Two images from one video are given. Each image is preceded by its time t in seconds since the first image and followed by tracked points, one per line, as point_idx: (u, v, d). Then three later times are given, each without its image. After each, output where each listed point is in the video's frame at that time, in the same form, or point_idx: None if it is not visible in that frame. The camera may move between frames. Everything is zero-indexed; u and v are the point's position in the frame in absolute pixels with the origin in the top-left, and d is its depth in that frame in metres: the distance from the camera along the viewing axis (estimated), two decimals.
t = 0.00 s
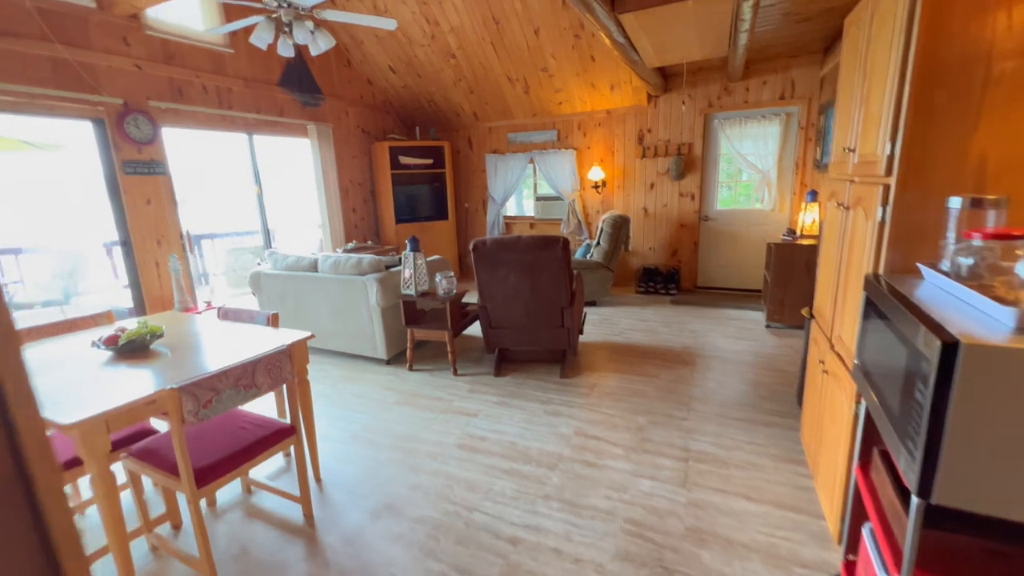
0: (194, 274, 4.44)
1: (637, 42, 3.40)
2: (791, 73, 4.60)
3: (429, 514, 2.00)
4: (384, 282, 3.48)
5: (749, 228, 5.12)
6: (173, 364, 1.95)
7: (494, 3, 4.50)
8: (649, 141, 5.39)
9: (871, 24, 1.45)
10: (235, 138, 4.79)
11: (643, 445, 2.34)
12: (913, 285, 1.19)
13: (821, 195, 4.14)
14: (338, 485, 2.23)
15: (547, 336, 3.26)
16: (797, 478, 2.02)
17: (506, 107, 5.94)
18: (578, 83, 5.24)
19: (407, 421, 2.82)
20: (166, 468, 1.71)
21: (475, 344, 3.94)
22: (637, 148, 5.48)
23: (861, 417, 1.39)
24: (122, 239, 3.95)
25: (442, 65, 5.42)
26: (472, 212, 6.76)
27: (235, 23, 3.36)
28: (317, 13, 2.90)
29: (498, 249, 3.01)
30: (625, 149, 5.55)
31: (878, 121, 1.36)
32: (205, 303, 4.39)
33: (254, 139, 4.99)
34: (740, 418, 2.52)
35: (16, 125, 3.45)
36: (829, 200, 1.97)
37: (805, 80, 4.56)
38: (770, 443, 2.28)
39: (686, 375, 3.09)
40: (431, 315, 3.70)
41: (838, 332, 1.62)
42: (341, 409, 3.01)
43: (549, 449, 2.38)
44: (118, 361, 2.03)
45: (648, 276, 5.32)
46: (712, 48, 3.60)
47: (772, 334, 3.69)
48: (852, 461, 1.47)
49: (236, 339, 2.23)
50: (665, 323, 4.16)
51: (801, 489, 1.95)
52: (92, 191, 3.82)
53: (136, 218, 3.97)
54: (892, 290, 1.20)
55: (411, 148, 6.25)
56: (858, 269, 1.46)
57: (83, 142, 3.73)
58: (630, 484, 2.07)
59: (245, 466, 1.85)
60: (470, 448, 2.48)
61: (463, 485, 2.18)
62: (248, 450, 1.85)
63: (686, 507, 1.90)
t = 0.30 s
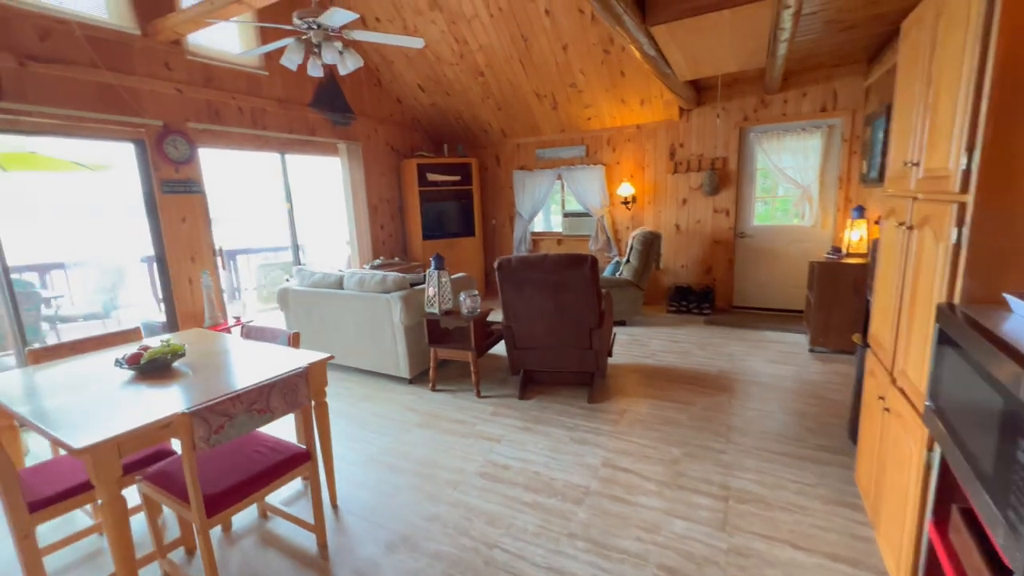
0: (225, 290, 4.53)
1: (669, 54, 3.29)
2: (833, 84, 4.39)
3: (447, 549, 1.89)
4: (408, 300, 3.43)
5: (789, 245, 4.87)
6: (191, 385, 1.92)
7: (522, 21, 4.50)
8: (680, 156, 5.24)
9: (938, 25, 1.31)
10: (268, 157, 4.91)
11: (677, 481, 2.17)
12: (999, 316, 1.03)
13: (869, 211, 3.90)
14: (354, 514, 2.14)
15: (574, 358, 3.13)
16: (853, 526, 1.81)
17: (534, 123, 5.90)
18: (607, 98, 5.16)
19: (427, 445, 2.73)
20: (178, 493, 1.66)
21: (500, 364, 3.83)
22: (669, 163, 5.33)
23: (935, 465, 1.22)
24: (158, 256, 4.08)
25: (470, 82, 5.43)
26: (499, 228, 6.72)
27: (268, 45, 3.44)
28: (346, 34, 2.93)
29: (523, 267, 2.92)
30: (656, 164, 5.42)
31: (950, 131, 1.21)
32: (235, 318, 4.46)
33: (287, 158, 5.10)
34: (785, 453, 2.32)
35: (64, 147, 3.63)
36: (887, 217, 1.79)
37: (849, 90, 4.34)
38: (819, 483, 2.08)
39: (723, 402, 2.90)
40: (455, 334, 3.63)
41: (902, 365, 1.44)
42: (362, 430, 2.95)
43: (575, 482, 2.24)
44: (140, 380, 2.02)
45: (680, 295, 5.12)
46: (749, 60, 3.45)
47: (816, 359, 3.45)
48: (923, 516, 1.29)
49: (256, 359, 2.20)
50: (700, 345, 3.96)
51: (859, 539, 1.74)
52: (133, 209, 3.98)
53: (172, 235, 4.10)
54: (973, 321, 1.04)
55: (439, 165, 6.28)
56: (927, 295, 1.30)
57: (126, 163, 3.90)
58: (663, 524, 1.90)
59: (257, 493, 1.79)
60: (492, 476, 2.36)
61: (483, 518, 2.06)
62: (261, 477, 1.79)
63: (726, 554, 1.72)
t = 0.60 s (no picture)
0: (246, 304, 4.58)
1: (692, 66, 3.20)
2: (866, 95, 4.22)
3: None
4: (423, 316, 3.39)
5: (821, 261, 4.66)
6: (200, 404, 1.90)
7: (543, 36, 4.49)
8: (705, 169, 5.11)
9: (988, 25, 1.20)
10: (291, 173, 4.99)
11: (702, 514, 2.03)
12: None
13: (908, 226, 3.69)
14: (360, 539, 2.07)
15: (593, 379, 3.02)
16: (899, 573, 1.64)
17: (554, 138, 5.86)
18: (629, 112, 5.08)
19: (439, 467, 2.64)
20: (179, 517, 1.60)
21: (516, 383, 3.74)
22: (693, 177, 5.20)
23: (998, 514, 1.07)
24: (181, 270, 4.17)
25: (490, 98, 5.44)
26: (518, 244, 6.66)
27: (290, 64, 3.50)
28: (364, 52, 2.96)
29: (539, 284, 2.84)
30: (679, 178, 5.29)
31: (1005, 139, 1.10)
32: (255, 332, 4.50)
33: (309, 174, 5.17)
34: (820, 487, 2.15)
35: (96, 164, 3.76)
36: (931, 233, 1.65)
37: (883, 100, 4.17)
38: (859, 523, 1.90)
39: (751, 428, 2.73)
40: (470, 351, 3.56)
41: (955, 397, 1.30)
42: (374, 449, 2.88)
43: (592, 512, 2.12)
44: (149, 397, 2.00)
45: (705, 313, 4.94)
46: (775, 71, 3.34)
47: (852, 384, 3.25)
48: (985, 571, 1.14)
49: (265, 377, 2.17)
50: (726, 366, 3.78)
51: None
52: (158, 223, 4.07)
53: (196, 249, 4.18)
54: None
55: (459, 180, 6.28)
56: (983, 320, 1.16)
57: (153, 179, 4.02)
58: (685, 563, 1.77)
59: (259, 518, 1.72)
60: (505, 503, 2.26)
61: (493, 549, 1.95)
62: (263, 500, 1.73)
63: None
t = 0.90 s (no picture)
0: (261, 321, 4.61)
1: (710, 83, 3.13)
2: (895, 109, 4.06)
3: None
4: (433, 337, 3.34)
5: (849, 281, 4.46)
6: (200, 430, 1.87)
7: (558, 55, 4.47)
8: (725, 186, 4.99)
9: None
10: (309, 191, 5.06)
11: (722, 557, 1.89)
12: None
13: (943, 246, 3.50)
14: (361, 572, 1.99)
15: (607, 404, 2.91)
16: None
17: (571, 155, 5.82)
18: (646, 129, 5.01)
19: (446, 495, 2.55)
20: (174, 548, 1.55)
21: (529, 405, 3.64)
22: (712, 194, 5.08)
23: None
24: (198, 286, 4.22)
25: (507, 116, 5.45)
26: (535, 261, 6.60)
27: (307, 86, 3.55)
28: (377, 73, 2.98)
29: (551, 306, 2.76)
30: (698, 195, 5.18)
31: None
32: (269, 349, 4.53)
33: (326, 192, 5.23)
34: (853, 530, 1.99)
35: (119, 183, 3.87)
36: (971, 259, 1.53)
37: (914, 115, 4.00)
38: (897, 573, 1.74)
39: (776, 461, 2.57)
40: (482, 373, 3.49)
41: (1005, 445, 1.17)
42: (380, 474, 2.81)
43: (604, 551, 2.00)
44: (153, 421, 1.98)
45: (726, 334, 4.78)
46: (797, 87, 3.24)
47: (886, 413, 3.05)
48: None
49: (268, 402, 2.14)
50: (749, 391, 3.62)
51: None
52: (178, 240, 4.15)
53: (213, 267, 4.24)
54: None
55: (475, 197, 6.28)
56: None
57: (174, 198, 4.11)
58: None
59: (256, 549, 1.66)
60: (512, 537, 2.15)
61: None
62: (261, 530, 1.68)
63: None
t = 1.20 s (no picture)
0: (273, 336, 4.62)
1: (728, 98, 3.05)
2: (924, 122, 3.91)
3: None
4: (443, 355, 3.28)
5: (877, 300, 4.28)
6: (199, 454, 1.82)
7: (573, 71, 4.44)
8: (744, 202, 4.86)
9: None
10: (324, 208, 5.11)
11: None
12: None
13: (979, 265, 3.31)
14: None
15: (621, 429, 2.80)
16: None
17: (586, 171, 5.76)
18: (662, 144, 4.94)
19: (452, 522, 2.46)
20: None
21: (541, 427, 3.53)
22: (731, 210, 4.96)
23: None
24: (213, 300, 4.26)
25: (521, 132, 5.43)
26: (549, 277, 6.52)
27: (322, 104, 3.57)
28: (390, 91, 2.98)
29: (563, 326, 2.67)
30: (716, 211, 5.06)
31: None
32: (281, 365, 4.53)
33: (341, 209, 5.27)
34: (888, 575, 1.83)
35: (139, 200, 3.95)
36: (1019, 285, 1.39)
37: (944, 128, 3.84)
38: None
39: (802, 493, 2.42)
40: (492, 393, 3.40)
41: None
42: (386, 498, 2.74)
43: None
44: (153, 443, 1.94)
45: (747, 354, 4.61)
46: (818, 101, 3.14)
47: (921, 444, 2.87)
48: None
49: (271, 425, 2.08)
50: (771, 416, 3.45)
51: None
52: (194, 255, 4.21)
53: (227, 282, 4.27)
54: None
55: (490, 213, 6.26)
56: None
57: (191, 214, 4.17)
58: None
59: None
60: (520, 571, 2.05)
61: None
62: (254, 561, 1.60)
63: None
